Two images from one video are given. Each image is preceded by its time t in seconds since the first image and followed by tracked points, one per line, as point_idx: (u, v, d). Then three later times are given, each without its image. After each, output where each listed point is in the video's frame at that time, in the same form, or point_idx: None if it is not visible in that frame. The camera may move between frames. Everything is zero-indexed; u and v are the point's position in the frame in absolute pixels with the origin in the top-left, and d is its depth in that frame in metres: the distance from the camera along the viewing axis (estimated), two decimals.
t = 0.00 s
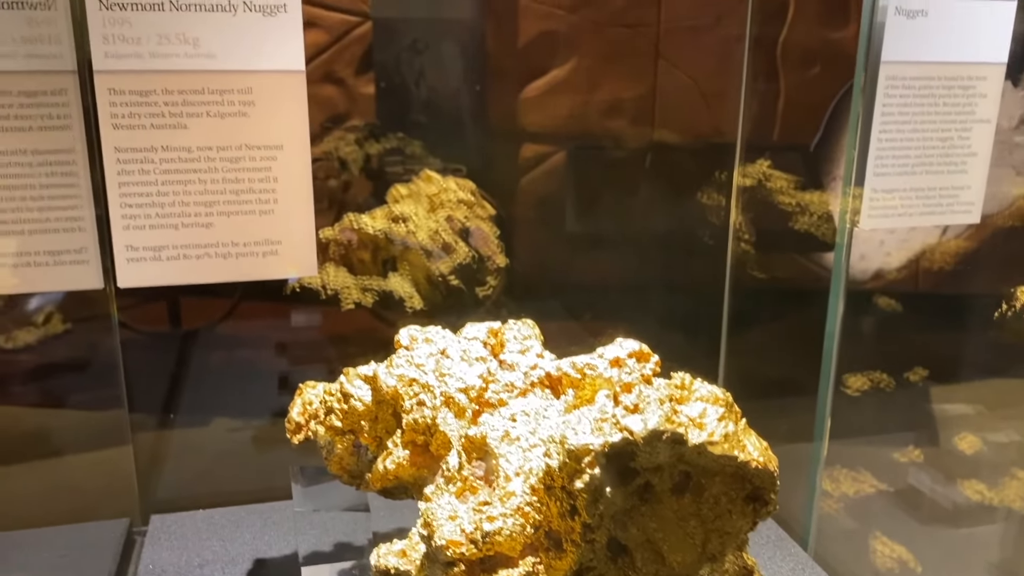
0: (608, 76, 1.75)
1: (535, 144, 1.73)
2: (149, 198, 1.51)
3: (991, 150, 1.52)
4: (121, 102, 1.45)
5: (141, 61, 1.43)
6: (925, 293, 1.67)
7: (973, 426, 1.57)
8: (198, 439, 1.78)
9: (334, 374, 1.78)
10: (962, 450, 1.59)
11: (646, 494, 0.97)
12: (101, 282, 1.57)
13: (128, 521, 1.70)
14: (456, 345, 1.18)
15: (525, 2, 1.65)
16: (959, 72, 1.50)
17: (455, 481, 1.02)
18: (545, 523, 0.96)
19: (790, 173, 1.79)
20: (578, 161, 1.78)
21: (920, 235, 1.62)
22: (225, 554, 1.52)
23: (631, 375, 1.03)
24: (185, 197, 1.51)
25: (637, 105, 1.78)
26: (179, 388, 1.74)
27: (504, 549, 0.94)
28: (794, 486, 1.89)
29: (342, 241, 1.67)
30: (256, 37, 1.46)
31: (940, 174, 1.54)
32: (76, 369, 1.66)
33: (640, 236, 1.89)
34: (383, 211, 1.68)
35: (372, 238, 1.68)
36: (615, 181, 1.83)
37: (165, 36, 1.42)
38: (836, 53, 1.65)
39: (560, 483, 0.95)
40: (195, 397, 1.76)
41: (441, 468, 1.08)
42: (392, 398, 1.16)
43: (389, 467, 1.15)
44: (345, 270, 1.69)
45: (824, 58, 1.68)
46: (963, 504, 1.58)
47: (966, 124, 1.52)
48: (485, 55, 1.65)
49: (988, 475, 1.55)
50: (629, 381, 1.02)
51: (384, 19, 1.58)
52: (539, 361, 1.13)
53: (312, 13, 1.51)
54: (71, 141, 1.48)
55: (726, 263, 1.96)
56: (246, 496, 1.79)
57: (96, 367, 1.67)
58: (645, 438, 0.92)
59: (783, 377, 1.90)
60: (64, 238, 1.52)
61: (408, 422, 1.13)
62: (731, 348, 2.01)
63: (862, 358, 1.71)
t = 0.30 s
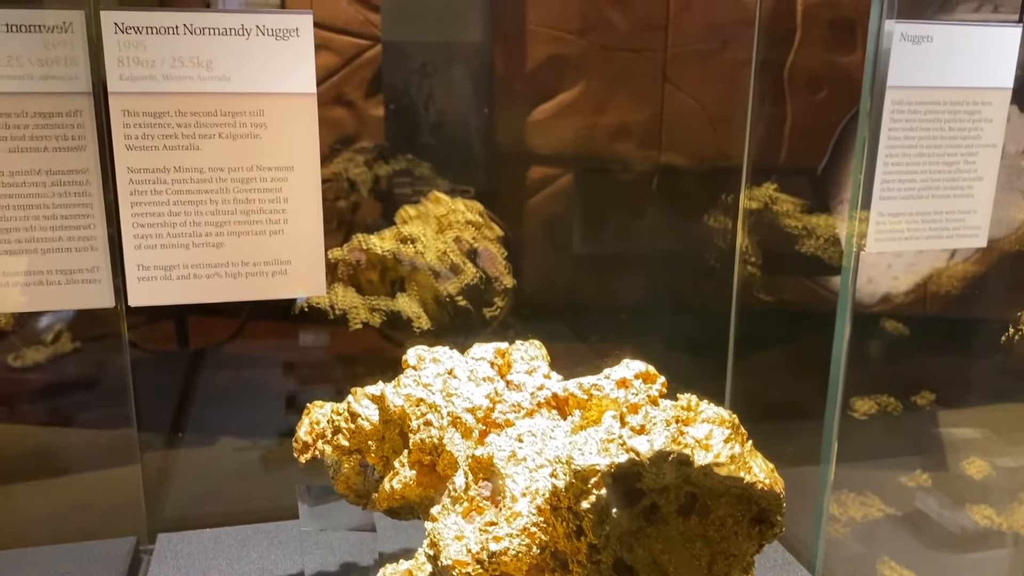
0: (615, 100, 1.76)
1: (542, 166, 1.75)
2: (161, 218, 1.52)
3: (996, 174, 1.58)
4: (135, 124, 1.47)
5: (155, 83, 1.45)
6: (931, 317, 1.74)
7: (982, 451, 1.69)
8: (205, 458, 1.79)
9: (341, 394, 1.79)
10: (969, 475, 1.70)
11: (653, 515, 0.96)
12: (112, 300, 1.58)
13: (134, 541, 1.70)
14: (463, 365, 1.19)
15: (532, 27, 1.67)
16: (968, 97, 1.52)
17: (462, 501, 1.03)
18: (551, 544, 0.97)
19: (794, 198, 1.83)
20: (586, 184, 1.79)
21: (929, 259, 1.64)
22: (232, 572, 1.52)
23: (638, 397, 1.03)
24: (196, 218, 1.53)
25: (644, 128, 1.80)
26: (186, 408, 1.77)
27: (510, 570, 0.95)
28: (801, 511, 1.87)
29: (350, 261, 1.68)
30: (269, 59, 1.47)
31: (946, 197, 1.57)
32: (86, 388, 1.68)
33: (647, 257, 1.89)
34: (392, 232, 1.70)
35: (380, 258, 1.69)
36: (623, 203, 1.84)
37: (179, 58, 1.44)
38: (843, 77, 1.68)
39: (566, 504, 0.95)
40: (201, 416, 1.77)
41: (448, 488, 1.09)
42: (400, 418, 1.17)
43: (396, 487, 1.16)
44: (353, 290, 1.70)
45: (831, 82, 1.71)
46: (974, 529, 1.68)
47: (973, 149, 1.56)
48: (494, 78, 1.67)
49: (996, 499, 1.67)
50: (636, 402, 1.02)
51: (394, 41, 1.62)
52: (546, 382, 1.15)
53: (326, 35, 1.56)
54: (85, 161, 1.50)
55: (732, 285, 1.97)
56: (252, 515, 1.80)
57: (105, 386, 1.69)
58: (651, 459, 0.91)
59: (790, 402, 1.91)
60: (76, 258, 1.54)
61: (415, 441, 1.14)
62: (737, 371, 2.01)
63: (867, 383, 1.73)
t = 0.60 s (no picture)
0: (615, 115, 1.77)
1: (542, 181, 1.75)
2: (162, 229, 1.53)
3: (995, 189, 1.60)
4: (138, 135, 1.48)
5: (158, 94, 1.46)
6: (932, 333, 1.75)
7: (982, 466, 1.73)
8: (203, 471, 1.78)
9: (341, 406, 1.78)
10: (970, 490, 1.73)
11: (653, 527, 0.96)
12: (112, 311, 1.58)
13: (133, 552, 1.70)
14: (464, 377, 1.19)
15: (533, 43, 1.68)
16: (968, 112, 1.54)
17: (462, 512, 1.03)
18: (551, 556, 0.97)
19: (795, 212, 1.83)
20: (586, 199, 1.80)
21: (929, 274, 1.65)
22: None
23: (638, 408, 1.03)
24: (198, 229, 1.53)
25: (644, 143, 1.81)
26: (186, 421, 1.76)
27: None
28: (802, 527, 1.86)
29: (351, 274, 1.68)
30: (271, 72, 1.48)
31: (945, 210, 1.58)
32: (84, 401, 1.68)
33: (647, 272, 1.89)
34: (393, 245, 1.70)
35: (381, 271, 1.70)
36: (624, 217, 1.84)
37: (182, 71, 1.45)
38: (844, 92, 1.68)
39: (567, 515, 0.94)
40: (200, 429, 1.77)
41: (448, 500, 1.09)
42: (400, 429, 1.17)
43: (396, 499, 1.15)
44: (354, 302, 1.71)
45: (831, 98, 1.72)
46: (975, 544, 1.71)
47: (973, 163, 1.58)
48: (494, 93, 1.68)
49: (997, 515, 1.71)
50: (636, 414, 1.02)
51: (395, 57, 1.62)
52: (546, 393, 1.15)
53: (326, 51, 1.56)
54: (87, 172, 1.50)
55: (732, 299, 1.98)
56: (250, 528, 1.79)
57: (105, 399, 1.69)
58: (652, 470, 0.91)
59: (794, 415, 1.92)
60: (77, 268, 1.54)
61: (415, 453, 1.13)
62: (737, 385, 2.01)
63: (867, 398, 1.74)
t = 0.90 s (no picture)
0: (608, 123, 1.77)
1: (533, 189, 1.75)
2: (147, 234, 1.52)
3: (982, 196, 1.61)
4: (123, 140, 1.47)
5: (144, 99, 1.45)
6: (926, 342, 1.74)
7: (972, 473, 1.75)
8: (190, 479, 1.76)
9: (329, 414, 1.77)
10: (961, 494, 1.75)
11: (638, 534, 0.94)
12: (95, 317, 1.57)
13: (117, 560, 1.72)
14: (450, 383, 1.18)
15: (524, 51, 1.68)
16: (955, 118, 1.54)
17: (447, 518, 1.02)
18: (536, 562, 0.96)
19: (784, 219, 1.84)
20: (577, 207, 1.79)
21: (918, 282, 1.65)
22: None
23: (624, 413, 1.02)
24: (183, 234, 1.53)
25: (636, 151, 1.80)
26: (173, 428, 1.73)
27: None
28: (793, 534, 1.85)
29: (339, 279, 1.67)
30: (258, 76, 1.48)
31: (932, 217, 1.58)
32: (71, 408, 1.66)
33: (638, 280, 1.88)
34: (381, 251, 1.68)
35: (369, 277, 1.68)
36: (615, 224, 1.83)
37: (168, 75, 1.45)
38: (834, 101, 1.70)
39: (552, 522, 0.94)
40: (186, 437, 1.74)
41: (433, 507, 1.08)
42: (385, 435, 1.15)
43: (381, 506, 1.14)
44: (342, 308, 1.69)
45: (821, 107, 1.74)
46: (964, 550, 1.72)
47: (959, 169, 1.58)
48: (485, 100, 1.67)
49: (987, 521, 1.73)
50: (621, 419, 1.01)
51: (387, 64, 1.61)
52: (534, 399, 1.15)
53: (314, 57, 1.54)
54: (72, 177, 1.49)
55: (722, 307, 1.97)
56: (238, 535, 1.78)
57: (90, 407, 1.67)
58: (637, 475, 0.90)
59: (780, 420, 1.95)
60: (61, 273, 1.53)
61: (401, 459, 1.12)
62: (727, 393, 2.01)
63: (861, 404, 1.74)
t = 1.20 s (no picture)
0: (587, 124, 1.77)
1: (514, 190, 1.75)
2: (114, 230, 1.50)
3: (953, 192, 1.62)
4: (88, 134, 1.45)
5: (109, 92, 1.43)
6: (903, 341, 1.74)
7: (945, 468, 1.76)
8: (160, 481, 1.73)
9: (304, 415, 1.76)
10: (934, 490, 1.76)
11: (608, 527, 0.93)
12: (62, 313, 1.54)
13: (83, 562, 1.67)
14: (420, 377, 1.17)
15: (503, 52, 1.68)
16: (926, 114, 1.55)
17: (415, 513, 1.02)
18: (505, 555, 0.96)
19: (760, 216, 1.81)
20: (557, 208, 1.80)
21: (896, 281, 1.67)
22: None
23: (593, 405, 1.01)
24: (151, 230, 1.51)
25: (615, 152, 1.81)
26: (144, 430, 1.70)
27: None
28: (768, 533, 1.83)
29: (312, 277, 1.65)
30: (226, 70, 1.47)
31: (905, 213, 1.59)
32: (42, 411, 1.64)
33: (616, 281, 1.89)
34: (356, 248, 1.66)
35: (342, 273, 1.67)
36: (592, 224, 1.83)
37: (134, 68, 1.43)
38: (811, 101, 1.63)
39: (521, 515, 0.93)
40: (158, 438, 1.71)
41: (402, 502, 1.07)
42: (354, 431, 1.14)
43: (350, 502, 1.12)
44: (315, 306, 1.67)
45: (799, 108, 1.68)
46: (938, 544, 1.72)
47: (931, 166, 1.59)
48: (465, 100, 1.67)
49: (961, 517, 1.74)
50: (590, 410, 1.00)
51: (366, 65, 1.60)
52: (505, 393, 1.14)
53: (292, 58, 1.54)
54: (35, 171, 1.47)
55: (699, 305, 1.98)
56: (209, 538, 1.75)
57: (60, 411, 1.64)
58: (605, 467, 0.90)
59: (752, 418, 1.91)
60: (26, 270, 1.51)
61: (370, 455, 1.11)
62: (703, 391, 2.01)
63: (836, 401, 1.73)
